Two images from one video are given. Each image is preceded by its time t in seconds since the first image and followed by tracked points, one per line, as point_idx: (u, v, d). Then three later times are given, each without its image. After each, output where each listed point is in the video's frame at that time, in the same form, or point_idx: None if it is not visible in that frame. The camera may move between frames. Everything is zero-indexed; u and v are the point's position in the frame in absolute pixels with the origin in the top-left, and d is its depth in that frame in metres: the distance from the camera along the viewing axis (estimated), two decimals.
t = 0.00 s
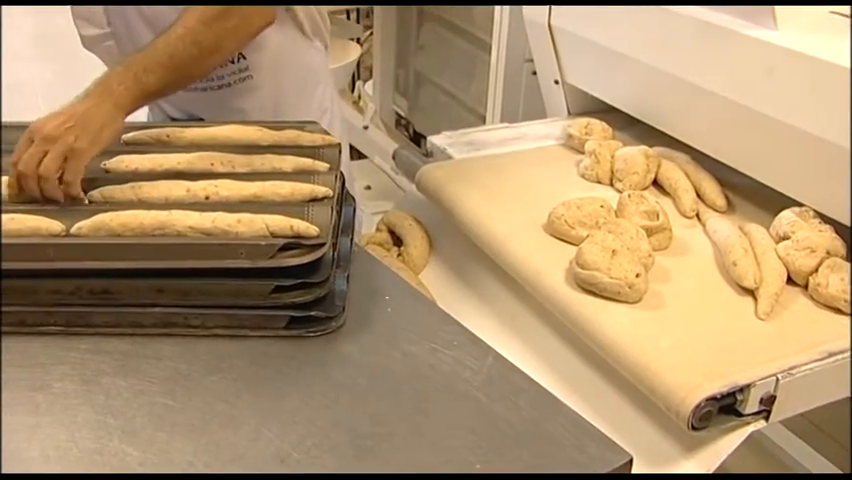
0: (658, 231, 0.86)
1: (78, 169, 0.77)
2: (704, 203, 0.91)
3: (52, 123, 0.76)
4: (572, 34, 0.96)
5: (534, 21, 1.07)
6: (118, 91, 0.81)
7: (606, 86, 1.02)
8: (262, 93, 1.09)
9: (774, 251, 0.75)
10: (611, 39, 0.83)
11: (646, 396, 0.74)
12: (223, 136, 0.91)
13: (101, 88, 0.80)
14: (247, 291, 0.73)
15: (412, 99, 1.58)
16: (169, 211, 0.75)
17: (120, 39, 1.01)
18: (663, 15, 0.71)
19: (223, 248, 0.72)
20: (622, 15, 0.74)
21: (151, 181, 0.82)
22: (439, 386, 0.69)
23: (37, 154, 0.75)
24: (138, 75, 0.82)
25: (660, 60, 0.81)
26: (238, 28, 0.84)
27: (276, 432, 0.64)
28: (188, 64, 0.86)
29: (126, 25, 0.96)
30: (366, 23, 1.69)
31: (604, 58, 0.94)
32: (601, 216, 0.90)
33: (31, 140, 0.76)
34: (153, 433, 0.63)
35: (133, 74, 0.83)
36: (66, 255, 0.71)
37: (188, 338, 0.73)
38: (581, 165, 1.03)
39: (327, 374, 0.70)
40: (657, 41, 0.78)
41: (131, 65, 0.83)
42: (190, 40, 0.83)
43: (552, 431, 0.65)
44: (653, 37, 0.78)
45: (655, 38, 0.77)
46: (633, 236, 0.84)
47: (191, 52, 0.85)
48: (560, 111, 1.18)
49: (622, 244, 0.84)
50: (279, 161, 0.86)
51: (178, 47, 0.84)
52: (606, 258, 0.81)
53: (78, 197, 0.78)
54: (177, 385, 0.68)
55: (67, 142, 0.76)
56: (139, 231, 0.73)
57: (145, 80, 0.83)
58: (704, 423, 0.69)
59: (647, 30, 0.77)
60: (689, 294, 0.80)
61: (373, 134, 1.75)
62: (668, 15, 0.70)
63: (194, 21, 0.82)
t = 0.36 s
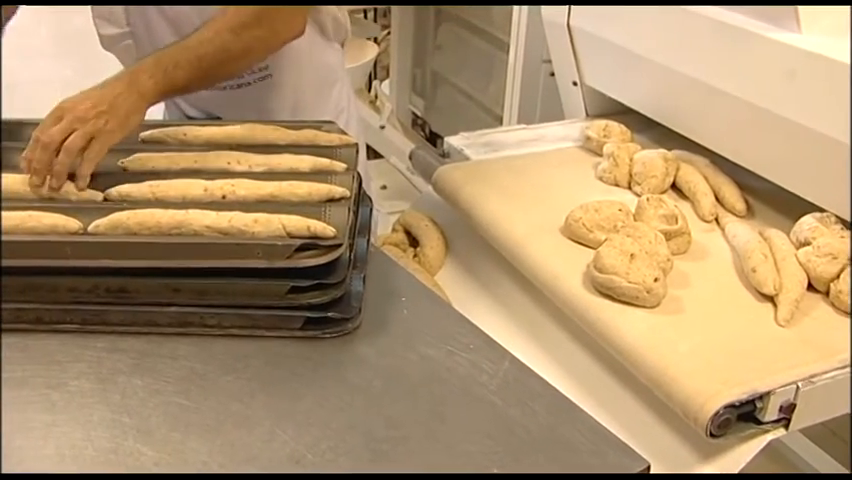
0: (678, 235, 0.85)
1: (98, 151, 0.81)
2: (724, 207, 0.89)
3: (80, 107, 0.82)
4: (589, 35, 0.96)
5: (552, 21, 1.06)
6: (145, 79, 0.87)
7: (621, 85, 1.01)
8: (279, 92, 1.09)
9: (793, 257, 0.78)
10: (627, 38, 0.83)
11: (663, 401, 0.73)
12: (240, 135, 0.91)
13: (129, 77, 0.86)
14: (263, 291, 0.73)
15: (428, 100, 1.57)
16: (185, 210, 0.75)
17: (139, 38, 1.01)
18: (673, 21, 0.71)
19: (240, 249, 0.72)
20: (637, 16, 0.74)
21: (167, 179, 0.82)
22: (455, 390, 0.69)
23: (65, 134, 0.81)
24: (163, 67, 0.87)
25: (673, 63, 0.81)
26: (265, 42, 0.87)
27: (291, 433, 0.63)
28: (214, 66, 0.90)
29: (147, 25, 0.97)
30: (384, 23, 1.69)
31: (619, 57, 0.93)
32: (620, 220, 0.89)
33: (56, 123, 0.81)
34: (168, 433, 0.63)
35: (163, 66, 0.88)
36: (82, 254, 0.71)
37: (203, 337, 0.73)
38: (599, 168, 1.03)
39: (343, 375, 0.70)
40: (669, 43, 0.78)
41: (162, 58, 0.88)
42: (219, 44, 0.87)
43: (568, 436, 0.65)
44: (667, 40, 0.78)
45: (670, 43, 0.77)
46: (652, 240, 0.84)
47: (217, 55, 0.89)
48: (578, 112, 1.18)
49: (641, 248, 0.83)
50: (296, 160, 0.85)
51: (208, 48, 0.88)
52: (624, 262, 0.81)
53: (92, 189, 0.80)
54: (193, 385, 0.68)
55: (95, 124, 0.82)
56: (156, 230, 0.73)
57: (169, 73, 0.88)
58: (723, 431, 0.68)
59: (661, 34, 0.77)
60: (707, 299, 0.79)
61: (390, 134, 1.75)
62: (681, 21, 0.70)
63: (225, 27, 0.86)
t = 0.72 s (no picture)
0: (700, 240, 0.84)
1: (114, 160, 0.80)
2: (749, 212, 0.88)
3: (93, 126, 0.83)
4: (615, 35, 0.96)
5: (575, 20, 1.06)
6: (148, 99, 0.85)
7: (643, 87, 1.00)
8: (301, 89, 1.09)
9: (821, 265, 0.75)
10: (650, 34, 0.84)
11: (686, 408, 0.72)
12: (264, 134, 0.91)
13: (138, 96, 0.85)
14: (284, 291, 0.73)
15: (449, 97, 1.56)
16: (207, 208, 0.75)
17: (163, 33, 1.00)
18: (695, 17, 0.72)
19: (261, 247, 0.71)
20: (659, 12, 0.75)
21: (189, 176, 0.82)
22: (474, 393, 0.68)
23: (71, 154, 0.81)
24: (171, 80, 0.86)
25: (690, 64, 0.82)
26: (270, 54, 0.87)
27: (310, 434, 0.63)
28: (220, 82, 0.89)
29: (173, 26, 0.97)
30: (407, 21, 1.69)
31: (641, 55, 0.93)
32: (643, 223, 0.88)
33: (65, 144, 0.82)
34: (187, 431, 0.62)
35: (170, 83, 0.86)
36: (103, 250, 0.71)
37: (223, 336, 0.73)
38: (622, 170, 1.02)
39: (362, 376, 0.70)
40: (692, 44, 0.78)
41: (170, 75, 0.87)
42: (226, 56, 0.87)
43: (589, 443, 0.64)
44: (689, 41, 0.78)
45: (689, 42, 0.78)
46: (676, 245, 0.83)
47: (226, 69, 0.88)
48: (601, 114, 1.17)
49: (665, 253, 0.82)
50: (318, 159, 0.85)
51: (215, 63, 0.87)
52: (647, 267, 0.80)
53: (117, 186, 0.80)
54: (212, 383, 0.68)
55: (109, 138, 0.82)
56: (178, 227, 0.73)
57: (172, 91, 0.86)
58: (746, 440, 0.67)
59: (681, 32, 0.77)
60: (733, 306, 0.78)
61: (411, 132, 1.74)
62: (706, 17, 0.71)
63: (230, 39, 0.86)
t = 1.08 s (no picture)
0: (728, 248, 0.80)
1: (148, 156, 0.81)
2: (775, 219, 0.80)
3: (131, 119, 0.83)
4: (642, 38, 0.95)
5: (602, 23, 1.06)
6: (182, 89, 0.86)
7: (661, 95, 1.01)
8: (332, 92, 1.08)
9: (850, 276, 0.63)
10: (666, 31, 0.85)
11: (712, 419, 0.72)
12: (289, 138, 0.91)
13: (180, 90, 0.87)
14: (307, 296, 0.73)
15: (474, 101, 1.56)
16: (230, 212, 0.75)
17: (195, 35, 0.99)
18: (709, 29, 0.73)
19: (283, 252, 0.71)
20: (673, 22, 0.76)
21: (213, 180, 0.82)
22: (496, 401, 0.68)
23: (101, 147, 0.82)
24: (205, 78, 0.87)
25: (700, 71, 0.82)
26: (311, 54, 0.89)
27: (331, 440, 0.63)
28: (264, 79, 0.91)
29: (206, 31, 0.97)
30: (432, 24, 1.69)
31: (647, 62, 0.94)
32: (669, 231, 0.86)
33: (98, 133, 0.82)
34: (209, 436, 0.62)
35: (212, 80, 0.88)
36: (128, 253, 0.71)
37: (245, 341, 0.73)
38: (648, 175, 1.01)
39: (384, 383, 0.69)
40: (703, 47, 0.78)
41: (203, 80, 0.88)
42: (272, 54, 0.88)
43: (612, 453, 0.63)
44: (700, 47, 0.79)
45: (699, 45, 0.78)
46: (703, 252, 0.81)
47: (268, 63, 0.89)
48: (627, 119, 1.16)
49: (692, 261, 0.81)
50: (342, 164, 0.85)
51: (257, 61, 0.89)
52: (673, 275, 0.80)
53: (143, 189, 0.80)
54: (234, 388, 0.68)
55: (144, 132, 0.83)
56: (201, 231, 0.72)
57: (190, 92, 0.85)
58: (775, 453, 0.67)
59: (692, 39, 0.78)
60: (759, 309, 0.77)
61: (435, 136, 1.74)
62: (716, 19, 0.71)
63: (272, 39, 0.87)
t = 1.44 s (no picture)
0: (750, 253, 0.81)
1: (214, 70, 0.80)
2: (799, 225, 0.81)
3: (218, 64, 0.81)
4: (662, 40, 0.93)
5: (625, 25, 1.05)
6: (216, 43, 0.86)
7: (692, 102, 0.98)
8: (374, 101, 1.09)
9: None
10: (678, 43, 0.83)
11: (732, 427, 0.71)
12: (307, 140, 0.91)
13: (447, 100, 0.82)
14: (325, 299, 0.73)
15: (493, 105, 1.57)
16: (250, 215, 0.75)
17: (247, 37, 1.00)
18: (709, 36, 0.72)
19: (304, 256, 0.71)
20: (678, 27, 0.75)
21: (232, 183, 0.82)
22: (515, 407, 0.67)
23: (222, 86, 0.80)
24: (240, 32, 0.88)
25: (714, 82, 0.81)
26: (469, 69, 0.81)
27: (349, 445, 0.63)
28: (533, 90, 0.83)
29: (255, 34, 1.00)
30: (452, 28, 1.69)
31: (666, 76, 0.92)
32: (690, 236, 0.87)
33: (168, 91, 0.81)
34: (227, 439, 0.62)
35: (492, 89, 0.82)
36: (146, 256, 0.72)
37: (264, 344, 0.73)
38: (669, 180, 1.01)
39: (402, 388, 0.69)
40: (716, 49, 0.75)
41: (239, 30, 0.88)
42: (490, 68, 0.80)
43: (631, 461, 0.63)
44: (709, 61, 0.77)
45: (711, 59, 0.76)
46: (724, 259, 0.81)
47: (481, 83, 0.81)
48: (648, 124, 1.16)
49: (712, 267, 0.81)
50: (361, 167, 0.85)
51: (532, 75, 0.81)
52: (694, 281, 0.79)
53: (162, 192, 0.80)
54: (252, 391, 0.68)
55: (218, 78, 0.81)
56: (220, 234, 0.73)
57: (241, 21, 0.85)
58: (798, 462, 0.66)
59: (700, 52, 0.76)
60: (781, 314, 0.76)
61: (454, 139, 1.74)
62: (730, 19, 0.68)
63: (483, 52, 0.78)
